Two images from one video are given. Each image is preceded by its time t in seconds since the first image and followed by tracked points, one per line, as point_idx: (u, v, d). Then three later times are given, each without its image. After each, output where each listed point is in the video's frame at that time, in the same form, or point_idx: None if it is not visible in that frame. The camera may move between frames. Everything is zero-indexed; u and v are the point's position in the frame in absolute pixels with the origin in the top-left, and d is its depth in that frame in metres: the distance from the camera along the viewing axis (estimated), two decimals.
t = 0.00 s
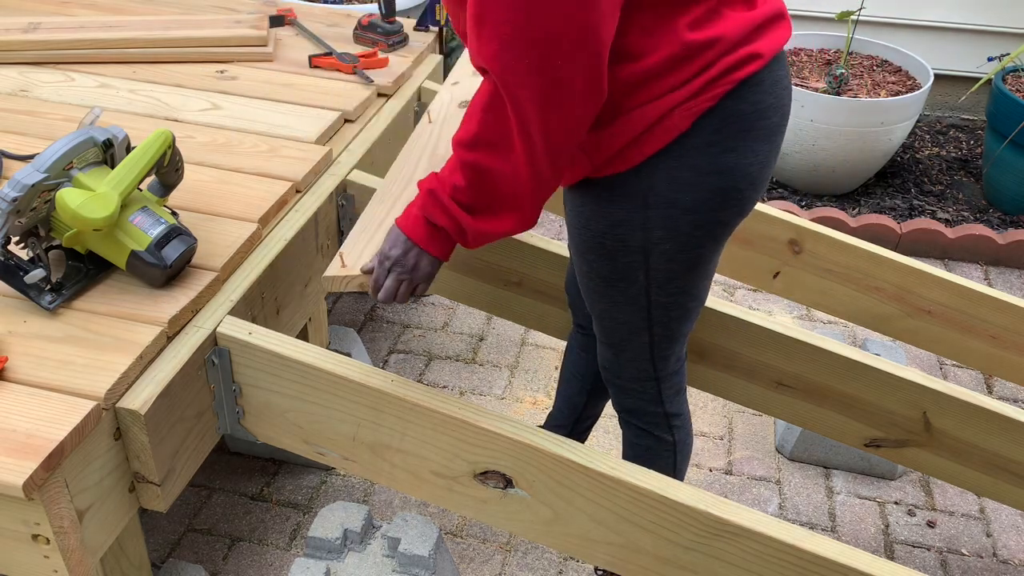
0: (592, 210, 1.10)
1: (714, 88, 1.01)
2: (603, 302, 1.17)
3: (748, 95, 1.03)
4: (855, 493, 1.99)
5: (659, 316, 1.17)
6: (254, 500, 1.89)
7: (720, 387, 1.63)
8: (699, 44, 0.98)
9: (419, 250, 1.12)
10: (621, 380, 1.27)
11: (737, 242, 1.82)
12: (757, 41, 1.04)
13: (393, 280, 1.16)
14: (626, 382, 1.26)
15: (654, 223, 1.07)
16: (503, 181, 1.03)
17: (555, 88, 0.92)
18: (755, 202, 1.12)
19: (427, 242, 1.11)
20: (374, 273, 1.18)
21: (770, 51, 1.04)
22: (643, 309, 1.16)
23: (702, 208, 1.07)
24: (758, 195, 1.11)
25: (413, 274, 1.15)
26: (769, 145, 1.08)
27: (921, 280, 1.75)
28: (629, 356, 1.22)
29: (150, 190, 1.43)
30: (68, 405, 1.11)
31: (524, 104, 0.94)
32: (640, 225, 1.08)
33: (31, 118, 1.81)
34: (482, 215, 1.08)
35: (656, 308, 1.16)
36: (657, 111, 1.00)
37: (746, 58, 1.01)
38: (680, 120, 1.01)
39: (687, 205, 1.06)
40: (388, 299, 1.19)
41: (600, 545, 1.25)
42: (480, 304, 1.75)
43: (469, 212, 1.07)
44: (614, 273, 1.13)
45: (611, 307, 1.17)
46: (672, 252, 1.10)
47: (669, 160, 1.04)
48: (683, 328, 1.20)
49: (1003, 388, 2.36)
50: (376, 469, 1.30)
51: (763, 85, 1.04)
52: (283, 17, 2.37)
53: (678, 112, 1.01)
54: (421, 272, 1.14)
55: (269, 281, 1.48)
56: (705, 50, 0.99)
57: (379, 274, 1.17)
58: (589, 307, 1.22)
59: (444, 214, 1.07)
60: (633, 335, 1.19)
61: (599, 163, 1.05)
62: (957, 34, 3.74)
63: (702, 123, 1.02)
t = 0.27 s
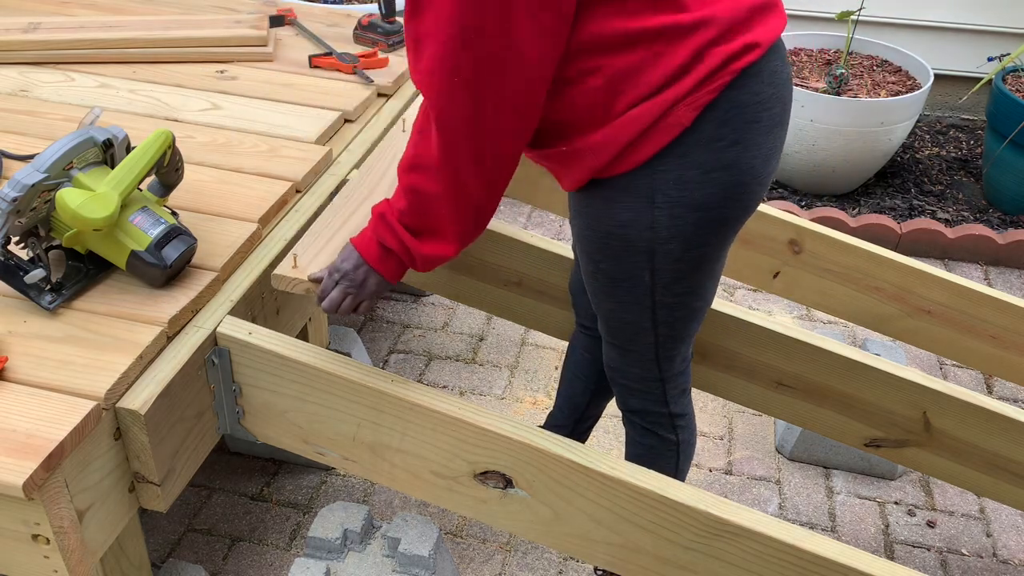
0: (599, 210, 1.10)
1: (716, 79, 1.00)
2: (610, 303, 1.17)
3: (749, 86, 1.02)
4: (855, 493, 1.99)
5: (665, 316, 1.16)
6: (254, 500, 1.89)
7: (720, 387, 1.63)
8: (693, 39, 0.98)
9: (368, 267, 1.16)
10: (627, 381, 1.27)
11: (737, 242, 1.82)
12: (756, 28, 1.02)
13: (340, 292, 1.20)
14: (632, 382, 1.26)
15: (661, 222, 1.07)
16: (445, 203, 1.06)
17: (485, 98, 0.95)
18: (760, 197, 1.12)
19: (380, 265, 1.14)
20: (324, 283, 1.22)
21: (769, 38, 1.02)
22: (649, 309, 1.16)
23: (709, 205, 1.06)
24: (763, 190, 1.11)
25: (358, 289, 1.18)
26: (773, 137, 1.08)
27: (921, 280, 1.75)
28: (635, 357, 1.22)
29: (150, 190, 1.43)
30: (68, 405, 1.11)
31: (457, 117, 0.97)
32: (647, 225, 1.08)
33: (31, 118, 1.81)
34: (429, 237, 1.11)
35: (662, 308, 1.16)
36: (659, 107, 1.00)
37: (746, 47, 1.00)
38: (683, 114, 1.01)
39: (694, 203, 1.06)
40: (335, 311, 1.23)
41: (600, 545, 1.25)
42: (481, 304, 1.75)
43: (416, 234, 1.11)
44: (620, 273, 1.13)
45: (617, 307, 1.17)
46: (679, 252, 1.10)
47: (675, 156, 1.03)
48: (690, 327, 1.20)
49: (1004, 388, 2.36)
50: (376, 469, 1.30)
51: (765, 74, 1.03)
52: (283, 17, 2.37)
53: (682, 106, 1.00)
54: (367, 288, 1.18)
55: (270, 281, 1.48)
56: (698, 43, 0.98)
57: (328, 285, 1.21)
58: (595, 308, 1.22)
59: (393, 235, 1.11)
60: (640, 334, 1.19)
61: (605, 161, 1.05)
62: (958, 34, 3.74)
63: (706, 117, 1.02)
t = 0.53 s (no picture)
0: (603, 211, 1.10)
1: (720, 73, 1.00)
2: (615, 304, 1.17)
3: (750, 80, 1.02)
4: (855, 493, 1.99)
5: (670, 316, 1.16)
6: (254, 500, 1.89)
7: (719, 387, 1.63)
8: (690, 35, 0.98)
9: (339, 280, 1.13)
10: (632, 381, 1.27)
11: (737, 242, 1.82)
12: (753, 22, 1.02)
13: (310, 302, 1.17)
14: (637, 383, 1.26)
15: (666, 221, 1.07)
16: (411, 208, 1.06)
17: (458, 97, 0.98)
18: (766, 195, 1.12)
19: (350, 280, 1.12)
20: (296, 293, 1.19)
21: (768, 31, 1.02)
22: (654, 309, 1.16)
23: (714, 202, 1.06)
24: (769, 186, 1.11)
25: (327, 301, 1.15)
26: (777, 131, 1.08)
27: (921, 280, 1.76)
28: (640, 358, 1.22)
29: (150, 189, 1.43)
30: (69, 405, 1.11)
31: (426, 110, 1.00)
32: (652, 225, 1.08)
33: (31, 118, 1.81)
34: (399, 249, 1.10)
35: (667, 308, 1.15)
36: (662, 104, 1.00)
37: (746, 40, 1.00)
38: (685, 111, 1.00)
39: (699, 201, 1.06)
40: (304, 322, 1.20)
41: (600, 545, 1.25)
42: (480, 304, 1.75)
43: (386, 246, 1.10)
44: (626, 273, 1.13)
45: (623, 308, 1.17)
46: (685, 251, 1.09)
47: (679, 154, 1.03)
48: (695, 327, 1.20)
49: (1004, 388, 2.36)
50: (376, 470, 1.30)
51: (766, 68, 1.03)
52: (283, 17, 2.37)
53: (686, 102, 1.00)
54: (337, 301, 1.15)
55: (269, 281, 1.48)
56: (695, 38, 0.98)
57: (300, 295, 1.18)
58: (601, 310, 1.22)
59: (361, 247, 1.10)
60: (645, 335, 1.19)
61: (609, 161, 1.04)
62: (957, 34, 3.74)
63: (709, 113, 1.02)
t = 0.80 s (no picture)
0: (606, 210, 1.10)
1: (718, 71, 0.99)
2: (618, 303, 1.17)
3: (750, 75, 1.02)
4: (855, 493, 1.99)
5: (673, 315, 1.16)
6: (254, 500, 1.89)
7: (719, 387, 1.63)
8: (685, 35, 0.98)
9: (323, 298, 1.14)
10: (635, 381, 1.27)
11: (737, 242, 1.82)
12: (750, 16, 1.02)
13: (295, 319, 1.19)
14: (639, 383, 1.26)
15: (670, 219, 1.07)
16: (400, 219, 1.05)
17: (451, 104, 0.98)
18: (768, 191, 1.12)
19: (336, 296, 1.12)
20: (281, 309, 1.21)
21: (766, 26, 1.02)
22: (657, 308, 1.16)
23: (716, 200, 1.06)
24: (771, 182, 1.11)
25: (312, 316, 1.17)
26: (779, 126, 1.08)
27: (921, 280, 1.76)
28: (642, 357, 1.22)
29: (150, 189, 1.43)
30: (69, 405, 1.11)
31: (410, 121, 1.00)
32: (655, 224, 1.08)
33: (31, 118, 1.81)
34: (385, 261, 1.09)
35: (670, 307, 1.16)
36: (663, 104, 0.99)
37: (744, 36, 1.00)
38: (687, 110, 1.00)
39: (702, 199, 1.06)
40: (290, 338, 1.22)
41: (600, 545, 1.25)
42: (481, 304, 1.75)
43: (372, 260, 1.09)
44: (629, 272, 1.13)
45: (627, 307, 1.17)
46: (689, 250, 1.10)
47: (682, 152, 1.03)
48: (698, 326, 1.20)
49: (1004, 388, 2.36)
50: (377, 469, 1.30)
51: (765, 62, 1.03)
52: (283, 17, 2.37)
53: (686, 101, 1.00)
54: (321, 318, 1.16)
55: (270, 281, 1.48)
56: (693, 39, 0.98)
57: (285, 312, 1.20)
58: (603, 309, 1.22)
59: (347, 261, 1.09)
60: (648, 334, 1.19)
61: (612, 161, 1.04)
62: (958, 34, 3.74)
63: (710, 110, 1.02)
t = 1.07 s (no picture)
0: (605, 210, 1.10)
1: (714, 70, 0.99)
2: (616, 303, 1.17)
3: (747, 74, 1.02)
4: (855, 493, 1.99)
5: (671, 314, 1.16)
6: (254, 500, 1.89)
7: (719, 387, 1.63)
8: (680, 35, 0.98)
9: (313, 303, 1.15)
10: (634, 381, 1.27)
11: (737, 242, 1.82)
12: (745, 15, 1.02)
13: (284, 324, 1.19)
14: (638, 383, 1.26)
15: (668, 219, 1.07)
16: (390, 222, 1.05)
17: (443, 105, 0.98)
18: (767, 190, 1.12)
19: (325, 299, 1.12)
20: (267, 315, 1.21)
21: (762, 25, 1.02)
22: (656, 307, 1.16)
23: (714, 198, 1.06)
24: (769, 180, 1.11)
25: (300, 322, 1.17)
26: (776, 124, 1.08)
27: (921, 280, 1.75)
28: (640, 357, 1.22)
29: (150, 189, 1.43)
30: (69, 405, 1.11)
31: (400, 123, 1.00)
32: (652, 224, 1.08)
33: (31, 118, 1.81)
34: (375, 263, 1.09)
35: (669, 307, 1.16)
36: (659, 104, 0.99)
37: (740, 36, 1.00)
38: (683, 109, 1.00)
39: (700, 198, 1.06)
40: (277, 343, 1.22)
41: (600, 545, 1.25)
42: (481, 304, 1.75)
43: (360, 263, 1.09)
44: (628, 272, 1.13)
45: (625, 307, 1.17)
46: (687, 249, 1.10)
47: (679, 152, 1.03)
48: (697, 325, 1.20)
49: (1004, 388, 2.36)
50: (376, 469, 1.30)
51: (761, 61, 1.03)
52: (283, 17, 2.37)
53: (682, 101, 1.00)
54: (311, 322, 1.17)
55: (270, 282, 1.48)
56: (689, 39, 0.98)
57: (272, 317, 1.20)
58: (601, 309, 1.22)
59: (335, 264, 1.09)
60: (647, 334, 1.19)
61: (609, 161, 1.04)
62: (958, 33, 3.74)
63: (707, 109, 1.02)
